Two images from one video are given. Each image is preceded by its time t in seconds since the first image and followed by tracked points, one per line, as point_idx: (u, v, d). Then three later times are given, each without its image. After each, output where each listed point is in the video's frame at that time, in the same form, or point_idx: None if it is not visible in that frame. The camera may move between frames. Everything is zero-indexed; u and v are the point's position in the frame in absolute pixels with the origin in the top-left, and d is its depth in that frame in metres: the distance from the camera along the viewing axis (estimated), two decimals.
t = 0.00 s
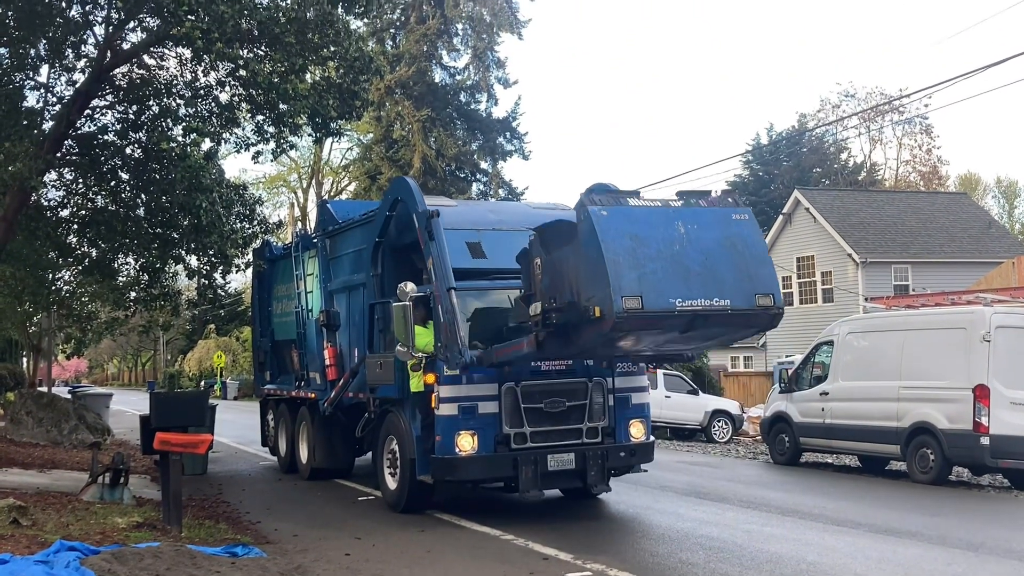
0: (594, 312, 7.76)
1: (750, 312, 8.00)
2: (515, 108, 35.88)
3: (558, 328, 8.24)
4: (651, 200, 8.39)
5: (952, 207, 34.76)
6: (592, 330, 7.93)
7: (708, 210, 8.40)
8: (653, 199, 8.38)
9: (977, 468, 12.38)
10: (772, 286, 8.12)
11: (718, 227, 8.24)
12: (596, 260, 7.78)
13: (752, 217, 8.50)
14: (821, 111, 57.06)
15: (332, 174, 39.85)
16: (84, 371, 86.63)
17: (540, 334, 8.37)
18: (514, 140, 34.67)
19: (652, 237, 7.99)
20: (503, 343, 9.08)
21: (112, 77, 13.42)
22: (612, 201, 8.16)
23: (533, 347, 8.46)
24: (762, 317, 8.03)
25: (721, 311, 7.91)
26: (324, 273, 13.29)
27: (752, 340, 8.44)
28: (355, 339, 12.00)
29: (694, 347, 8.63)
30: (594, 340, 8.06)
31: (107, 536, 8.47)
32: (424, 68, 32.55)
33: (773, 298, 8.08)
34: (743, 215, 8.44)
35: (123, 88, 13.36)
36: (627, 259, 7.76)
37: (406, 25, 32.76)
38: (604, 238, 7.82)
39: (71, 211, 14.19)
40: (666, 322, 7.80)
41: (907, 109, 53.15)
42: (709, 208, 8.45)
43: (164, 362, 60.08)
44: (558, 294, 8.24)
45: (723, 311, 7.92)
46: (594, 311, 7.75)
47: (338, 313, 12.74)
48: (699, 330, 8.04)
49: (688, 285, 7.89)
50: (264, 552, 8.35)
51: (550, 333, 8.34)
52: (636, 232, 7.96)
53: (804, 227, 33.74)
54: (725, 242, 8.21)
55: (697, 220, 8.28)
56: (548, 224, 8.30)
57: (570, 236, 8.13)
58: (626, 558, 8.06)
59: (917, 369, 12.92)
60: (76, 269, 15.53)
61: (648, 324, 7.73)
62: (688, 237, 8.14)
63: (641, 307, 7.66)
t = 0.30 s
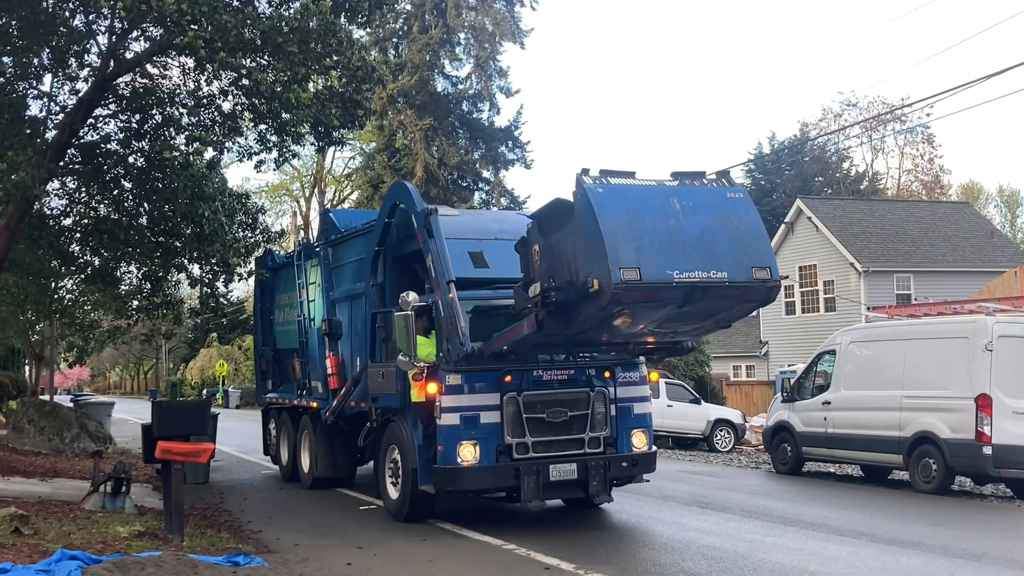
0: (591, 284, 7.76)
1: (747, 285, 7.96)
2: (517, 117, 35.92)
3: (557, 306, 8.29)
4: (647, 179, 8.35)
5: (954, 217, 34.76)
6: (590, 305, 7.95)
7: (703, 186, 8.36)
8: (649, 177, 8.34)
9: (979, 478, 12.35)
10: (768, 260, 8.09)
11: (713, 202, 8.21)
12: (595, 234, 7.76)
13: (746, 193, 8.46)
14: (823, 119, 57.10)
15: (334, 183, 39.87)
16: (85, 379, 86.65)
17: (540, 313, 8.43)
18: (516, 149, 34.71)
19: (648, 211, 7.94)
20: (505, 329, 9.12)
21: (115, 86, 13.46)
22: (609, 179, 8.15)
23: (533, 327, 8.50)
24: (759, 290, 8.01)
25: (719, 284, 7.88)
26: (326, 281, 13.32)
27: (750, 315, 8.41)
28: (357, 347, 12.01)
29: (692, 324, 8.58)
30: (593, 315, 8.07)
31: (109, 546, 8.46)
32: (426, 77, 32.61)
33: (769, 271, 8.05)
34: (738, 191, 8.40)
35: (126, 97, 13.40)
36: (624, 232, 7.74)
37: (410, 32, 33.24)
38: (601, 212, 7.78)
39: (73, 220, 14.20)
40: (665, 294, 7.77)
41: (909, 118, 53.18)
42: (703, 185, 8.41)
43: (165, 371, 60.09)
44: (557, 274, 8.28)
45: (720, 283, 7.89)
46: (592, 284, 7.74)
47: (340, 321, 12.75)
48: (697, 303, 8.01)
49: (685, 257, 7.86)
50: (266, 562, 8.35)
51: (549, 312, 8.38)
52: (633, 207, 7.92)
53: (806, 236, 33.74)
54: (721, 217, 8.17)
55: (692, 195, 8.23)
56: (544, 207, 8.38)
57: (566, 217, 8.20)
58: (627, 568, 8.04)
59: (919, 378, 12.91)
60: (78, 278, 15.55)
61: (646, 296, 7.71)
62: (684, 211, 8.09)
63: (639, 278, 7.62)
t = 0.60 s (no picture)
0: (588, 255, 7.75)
1: (741, 253, 8.03)
2: (520, 125, 35.95)
3: (553, 282, 8.23)
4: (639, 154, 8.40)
5: (957, 226, 34.74)
6: (587, 277, 7.92)
7: (695, 160, 8.42)
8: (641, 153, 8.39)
9: (982, 487, 12.31)
10: (761, 229, 8.14)
11: (705, 175, 8.21)
12: (588, 204, 7.80)
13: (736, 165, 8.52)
14: (825, 128, 57.15)
15: (336, 191, 39.92)
16: (87, 387, 86.69)
17: (537, 290, 8.38)
18: (519, 158, 34.72)
19: (641, 182, 7.99)
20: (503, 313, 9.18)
21: (118, 94, 13.52)
22: (600, 155, 8.21)
23: (530, 305, 8.46)
24: (753, 259, 8.07)
25: (712, 253, 7.94)
26: (329, 290, 13.32)
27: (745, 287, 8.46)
28: (360, 356, 12.01)
29: (688, 299, 8.64)
30: (590, 288, 8.06)
31: (110, 554, 8.44)
32: (429, 85, 32.69)
33: (761, 240, 8.11)
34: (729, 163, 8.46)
35: (129, 105, 13.44)
36: (617, 202, 7.78)
37: (412, 43, 33.00)
38: (594, 184, 7.84)
39: (76, 228, 14.22)
40: (659, 262, 7.83)
41: (911, 128, 53.22)
42: (694, 161, 8.45)
43: (168, 379, 60.14)
44: (553, 250, 8.27)
45: (714, 251, 7.96)
46: (588, 253, 7.74)
47: (343, 330, 12.75)
48: (691, 273, 8.07)
49: (678, 225, 7.93)
50: (267, 571, 8.33)
51: (546, 288, 8.32)
52: (626, 179, 7.97)
53: (808, 245, 33.74)
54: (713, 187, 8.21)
55: (684, 168, 8.29)
56: (537, 189, 8.42)
57: (559, 197, 8.24)
58: None
59: (921, 387, 12.88)
60: (81, 285, 15.57)
61: (641, 264, 7.77)
62: (676, 182, 8.15)
63: (634, 246, 7.69)
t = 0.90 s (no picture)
0: (583, 226, 7.87)
1: (736, 225, 8.02)
2: (523, 132, 35.99)
3: (550, 257, 8.33)
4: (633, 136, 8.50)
5: (961, 233, 34.70)
6: (583, 251, 8.01)
7: (688, 140, 8.50)
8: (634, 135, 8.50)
9: (987, 495, 12.27)
10: (755, 201, 8.16)
11: (698, 153, 8.28)
12: (582, 177, 7.92)
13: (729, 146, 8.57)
14: (829, 135, 57.17)
15: (340, 198, 40.00)
16: (90, 393, 86.82)
17: (534, 268, 8.47)
18: (522, 165, 34.75)
19: (634, 158, 8.08)
20: (503, 297, 9.26)
21: (122, 100, 13.52)
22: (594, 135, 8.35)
23: (529, 283, 8.52)
24: (748, 229, 8.05)
25: (707, 223, 7.95)
26: (332, 296, 13.33)
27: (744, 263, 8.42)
28: (363, 362, 12.01)
29: (686, 278, 8.62)
30: (586, 264, 8.11)
31: (113, 560, 8.44)
32: (433, 92, 32.74)
33: (757, 212, 8.11)
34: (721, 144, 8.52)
35: (133, 112, 13.45)
36: (609, 174, 7.86)
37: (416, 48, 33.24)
38: (587, 158, 7.95)
39: (80, 234, 14.24)
40: (654, 232, 7.86)
41: (915, 135, 53.22)
42: (685, 141, 8.52)
43: (171, 384, 60.24)
44: (550, 229, 8.40)
45: (709, 222, 7.96)
46: (583, 224, 7.85)
47: (346, 336, 12.75)
48: (687, 245, 8.06)
49: (671, 196, 7.96)
50: None
51: (543, 265, 8.42)
52: (619, 155, 8.07)
53: (812, 252, 33.72)
54: (706, 163, 8.26)
55: (676, 147, 8.37)
56: (532, 174, 8.59)
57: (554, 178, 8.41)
58: None
59: (926, 394, 12.85)
60: (84, 291, 15.59)
61: (636, 234, 7.79)
62: (669, 158, 8.22)
63: (628, 216, 7.74)
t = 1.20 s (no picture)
0: (581, 204, 8.13)
1: (730, 201, 8.39)
2: (527, 138, 36.00)
3: (549, 238, 8.52)
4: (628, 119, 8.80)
5: (965, 240, 34.65)
6: (582, 227, 8.26)
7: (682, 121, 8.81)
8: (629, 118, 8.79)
9: (991, 502, 12.25)
10: (748, 178, 8.51)
11: (692, 133, 8.60)
12: (579, 156, 8.21)
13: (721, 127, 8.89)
14: (833, 142, 57.15)
15: (344, 203, 40.02)
16: (94, 398, 86.96)
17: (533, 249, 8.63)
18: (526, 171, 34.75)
19: (630, 139, 8.39)
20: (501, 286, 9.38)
21: (127, 106, 13.57)
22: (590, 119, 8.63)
23: (527, 265, 8.68)
24: (742, 206, 8.41)
25: (702, 199, 8.31)
26: (336, 302, 13.34)
27: (739, 242, 8.77)
28: (366, 368, 12.02)
29: (683, 261, 8.96)
30: (585, 241, 8.36)
31: (116, 565, 8.45)
32: (437, 98, 32.75)
33: (750, 188, 8.46)
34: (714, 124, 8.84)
35: (138, 117, 13.52)
36: (607, 153, 8.16)
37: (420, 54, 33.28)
38: (584, 138, 8.24)
39: (84, 239, 14.28)
40: (652, 208, 8.19)
41: (919, 142, 53.19)
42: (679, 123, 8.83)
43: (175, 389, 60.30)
44: (550, 211, 8.62)
45: (704, 199, 8.32)
46: (581, 202, 8.12)
47: (349, 342, 12.76)
48: (684, 223, 8.41)
49: (667, 174, 8.31)
50: None
51: (542, 247, 8.57)
52: (616, 135, 8.36)
53: (815, 258, 33.71)
54: (700, 143, 8.59)
55: (671, 127, 8.68)
56: (528, 163, 8.89)
57: (550, 163, 8.68)
58: None
59: (929, 400, 12.84)
60: (88, 296, 15.62)
61: (634, 210, 8.12)
62: (664, 139, 8.54)
63: (625, 192, 8.06)
